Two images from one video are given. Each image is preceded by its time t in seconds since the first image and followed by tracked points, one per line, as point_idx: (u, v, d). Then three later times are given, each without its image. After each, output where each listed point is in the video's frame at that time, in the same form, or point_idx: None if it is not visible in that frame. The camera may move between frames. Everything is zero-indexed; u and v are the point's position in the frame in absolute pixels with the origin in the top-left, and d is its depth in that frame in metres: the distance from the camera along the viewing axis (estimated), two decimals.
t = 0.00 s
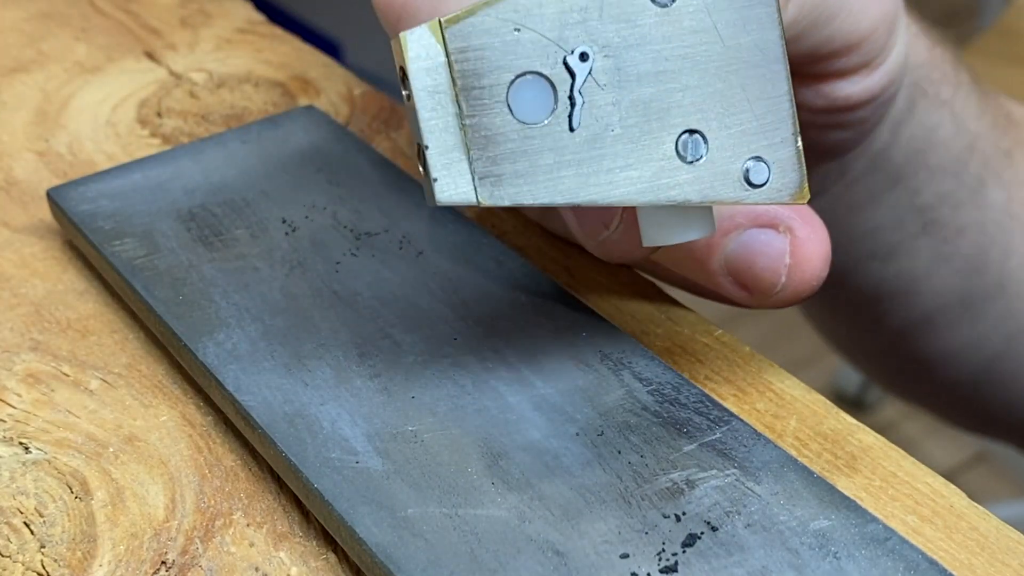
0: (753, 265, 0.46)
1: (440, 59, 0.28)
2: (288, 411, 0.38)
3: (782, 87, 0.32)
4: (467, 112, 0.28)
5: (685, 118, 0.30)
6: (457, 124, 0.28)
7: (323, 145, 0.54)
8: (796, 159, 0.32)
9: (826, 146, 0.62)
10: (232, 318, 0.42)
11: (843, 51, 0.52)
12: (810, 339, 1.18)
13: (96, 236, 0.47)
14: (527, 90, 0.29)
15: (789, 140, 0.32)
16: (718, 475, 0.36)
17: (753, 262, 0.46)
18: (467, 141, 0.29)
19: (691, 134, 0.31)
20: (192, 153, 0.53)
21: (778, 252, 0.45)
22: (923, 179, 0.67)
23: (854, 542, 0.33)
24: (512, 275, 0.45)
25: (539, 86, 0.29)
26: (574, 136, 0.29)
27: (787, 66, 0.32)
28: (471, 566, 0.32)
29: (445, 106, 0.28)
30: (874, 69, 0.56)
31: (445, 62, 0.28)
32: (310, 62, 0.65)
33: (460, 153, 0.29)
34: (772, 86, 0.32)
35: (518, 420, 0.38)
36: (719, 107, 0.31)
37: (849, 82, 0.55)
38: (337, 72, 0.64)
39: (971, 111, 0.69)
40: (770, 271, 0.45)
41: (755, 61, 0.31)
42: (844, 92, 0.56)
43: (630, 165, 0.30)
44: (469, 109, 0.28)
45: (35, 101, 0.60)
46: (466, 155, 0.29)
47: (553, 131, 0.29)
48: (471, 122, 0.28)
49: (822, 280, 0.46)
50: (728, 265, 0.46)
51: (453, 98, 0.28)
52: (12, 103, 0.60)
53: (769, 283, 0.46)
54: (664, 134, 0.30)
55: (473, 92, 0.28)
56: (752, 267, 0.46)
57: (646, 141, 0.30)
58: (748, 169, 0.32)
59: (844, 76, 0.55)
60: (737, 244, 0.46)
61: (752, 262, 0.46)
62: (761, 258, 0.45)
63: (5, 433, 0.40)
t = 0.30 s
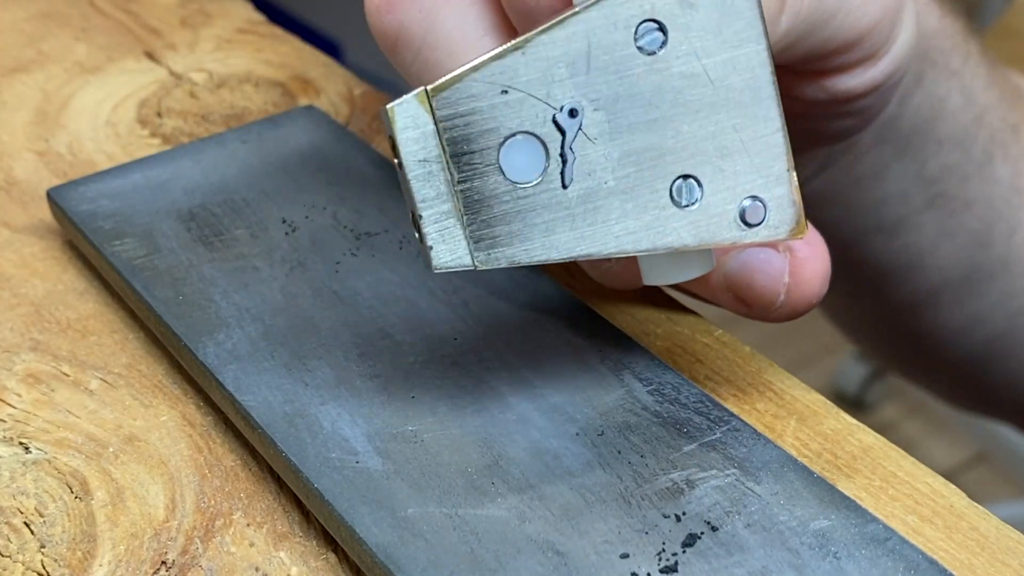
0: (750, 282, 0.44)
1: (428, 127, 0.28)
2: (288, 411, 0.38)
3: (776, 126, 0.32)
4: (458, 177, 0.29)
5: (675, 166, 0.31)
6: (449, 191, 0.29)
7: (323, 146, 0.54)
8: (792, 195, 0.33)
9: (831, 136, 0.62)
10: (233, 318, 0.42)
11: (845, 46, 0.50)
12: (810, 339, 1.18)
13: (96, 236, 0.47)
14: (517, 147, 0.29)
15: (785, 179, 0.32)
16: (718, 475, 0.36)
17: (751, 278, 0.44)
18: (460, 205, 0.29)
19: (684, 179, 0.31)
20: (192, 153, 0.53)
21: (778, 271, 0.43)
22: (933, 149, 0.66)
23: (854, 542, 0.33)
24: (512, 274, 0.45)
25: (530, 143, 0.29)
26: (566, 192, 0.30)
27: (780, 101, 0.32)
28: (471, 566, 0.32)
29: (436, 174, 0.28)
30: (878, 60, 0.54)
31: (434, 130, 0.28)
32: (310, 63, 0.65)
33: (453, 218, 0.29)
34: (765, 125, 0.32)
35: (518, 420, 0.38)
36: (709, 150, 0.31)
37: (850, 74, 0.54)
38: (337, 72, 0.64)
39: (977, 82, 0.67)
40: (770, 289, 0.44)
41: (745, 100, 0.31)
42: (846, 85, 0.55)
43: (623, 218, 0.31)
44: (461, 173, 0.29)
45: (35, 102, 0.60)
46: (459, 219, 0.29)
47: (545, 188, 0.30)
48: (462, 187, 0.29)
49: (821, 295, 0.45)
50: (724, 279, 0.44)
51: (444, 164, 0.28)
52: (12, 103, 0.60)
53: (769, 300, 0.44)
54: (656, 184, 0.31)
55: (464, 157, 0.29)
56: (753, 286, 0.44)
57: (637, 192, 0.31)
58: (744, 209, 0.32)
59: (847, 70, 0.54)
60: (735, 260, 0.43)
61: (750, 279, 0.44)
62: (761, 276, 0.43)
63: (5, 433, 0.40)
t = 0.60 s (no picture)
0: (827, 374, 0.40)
1: (615, 218, 0.22)
2: (288, 411, 0.38)
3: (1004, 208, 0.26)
4: (650, 276, 0.22)
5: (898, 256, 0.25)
6: (641, 292, 0.22)
7: (324, 145, 0.54)
8: None
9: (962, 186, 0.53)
10: (233, 318, 0.42)
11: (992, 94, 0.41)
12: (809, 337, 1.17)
13: (96, 237, 0.47)
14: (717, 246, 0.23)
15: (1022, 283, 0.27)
16: (718, 475, 0.36)
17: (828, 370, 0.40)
18: (651, 312, 0.23)
19: (905, 272, 0.25)
20: (192, 153, 0.53)
21: (985, 379, 0.34)
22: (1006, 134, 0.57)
23: (854, 542, 0.33)
24: (512, 273, 0.45)
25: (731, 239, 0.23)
26: (774, 290, 0.23)
27: (1007, 186, 0.26)
28: (472, 567, 0.32)
29: (627, 273, 0.22)
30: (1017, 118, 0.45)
31: (623, 222, 0.22)
32: (310, 62, 0.65)
33: (647, 324, 0.23)
34: (992, 210, 0.26)
35: (518, 420, 0.38)
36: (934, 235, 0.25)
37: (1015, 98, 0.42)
38: (337, 71, 0.64)
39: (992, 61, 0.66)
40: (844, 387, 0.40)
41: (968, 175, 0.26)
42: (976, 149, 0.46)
43: (837, 317, 0.24)
44: (653, 272, 0.22)
45: (35, 102, 0.60)
46: (655, 327, 0.23)
47: (752, 287, 0.23)
48: (656, 285, 0.22)
49: None
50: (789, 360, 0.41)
51: (634, 262, 0.22)
52: (12, 103, 0.60)
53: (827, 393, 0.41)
54: (876, 277, 0.24)
55: (657, 252, 0.22)
56: (936, 397, 0.35)
57: (858, 289, 0.24)
58: (969, 309, 0.26)
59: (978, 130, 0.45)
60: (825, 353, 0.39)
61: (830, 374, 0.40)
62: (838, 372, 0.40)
63: (5, 433, 0.40)
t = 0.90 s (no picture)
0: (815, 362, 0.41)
1: (545, 189, 0.23)
2: (288, 411, 0.38)
3: (939, 179, 0.26)
4: (580, 246, 0.23)
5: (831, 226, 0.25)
6: (570, 261, 0.23)
7: (324, 145, 0.54)
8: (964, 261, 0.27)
9: (979, 191, 0.56)
10: (233, 318, 0.42)
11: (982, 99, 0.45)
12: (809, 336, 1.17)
13: (96, 236, 0.47)
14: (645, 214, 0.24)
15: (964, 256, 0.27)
16: (718, 475, 0.36)
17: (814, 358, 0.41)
18: (581, 281, 0.23)
19: (837, 242, 0.25)
20: (192, 153, 0.53)
21: (936, 350, 0.36)
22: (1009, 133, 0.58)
23: (854, 542, 0.33)
24: (512, 273, 0.45)
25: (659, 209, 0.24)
26: (704, 260, 0.24)
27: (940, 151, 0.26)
28: (472, 567, 0.32)
29: (556, 242, 0.23)
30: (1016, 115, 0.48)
31: (552, 194, 0.23)
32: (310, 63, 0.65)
33: (575, 293, 0.23)
34: (928, 179, 0.26)
35: (518, 420, 0.38)
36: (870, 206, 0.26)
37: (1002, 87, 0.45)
38: (337, 72, 0.64)
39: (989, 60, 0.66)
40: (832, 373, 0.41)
41: (904, 151, 0.26)
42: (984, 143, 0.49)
43: (770, 287, 0.25)
44: (583, 242, 0.23)
45: (35, 102, 0.60)
46: (583, 296, 0.24)
47: (681, 256, 0.24)
48: (587, 255, 0.23)
49: (995, 380, 0.37)
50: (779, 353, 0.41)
51: (565, 232, 0.23)
52: (12, 103, 0.60)
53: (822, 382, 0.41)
54: (808, 248, 0.25)
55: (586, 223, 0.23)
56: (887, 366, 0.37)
57: (788, 258, 0.25)
58: (908, 276, 0.26)
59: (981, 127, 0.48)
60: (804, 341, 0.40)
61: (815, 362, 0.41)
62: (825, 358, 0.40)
63: (5, 433, 0.40)
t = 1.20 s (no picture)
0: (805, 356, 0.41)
1: (529, 213, 0.24)
2: (288, 411, 0.38)
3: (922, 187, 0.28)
4: (565, 268, 0.25)
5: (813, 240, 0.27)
6: (556, 284, 0.25)
7: (323, 145, 0.54)
8: (946, 266, 0.29)
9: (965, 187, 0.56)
10: (233, 318, 0.42)
11: (974, 90, 0.45)
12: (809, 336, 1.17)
13: (96, 236, 0.47)
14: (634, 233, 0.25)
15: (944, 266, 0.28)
16: (718, 475, 0.36)
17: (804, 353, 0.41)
18: (568, 302, 0.25)
19: (821, 254, 0.27)
20: (192, 153, 0.53)
21: (927, 345, 0.37)
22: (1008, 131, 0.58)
23: (854, 542, 0.33)
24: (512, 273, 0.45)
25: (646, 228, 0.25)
26: (689, 277, 0.26)
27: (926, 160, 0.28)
28: (471, 567, 0.32)
29: (542, 265, 0.25)
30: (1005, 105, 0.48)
31: (536, 217, 0.24)
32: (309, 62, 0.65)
33: (563, 314, 0.25)
34: (910, 186, 0.28)
35: (518, 420, 0.38)
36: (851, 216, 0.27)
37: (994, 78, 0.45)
38: (337, 72, 0.64)
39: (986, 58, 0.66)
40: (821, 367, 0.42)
41: (887, 160, 0.28)
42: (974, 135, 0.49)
43: (754, 300, 0.26)
44: (568, 263, 0.25)
45: (35, 102, 0.60)
46: (569, 315, 0.25)
47: (665, 273, 0.26)
48: (571, 278, 0.25)
49: (984, 374, 0.38)
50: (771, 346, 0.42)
51: (550, 253, 0.25)
52: (12, 103, 0.60)
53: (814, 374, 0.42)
54: (790, 261, 0.26)
55: (571, 244, 0.25)
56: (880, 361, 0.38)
57: (773, 271, 0.26)
58: (892, 284, 0.28)
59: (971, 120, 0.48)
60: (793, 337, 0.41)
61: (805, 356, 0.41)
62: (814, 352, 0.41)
63: (5, 433, 0.40)
